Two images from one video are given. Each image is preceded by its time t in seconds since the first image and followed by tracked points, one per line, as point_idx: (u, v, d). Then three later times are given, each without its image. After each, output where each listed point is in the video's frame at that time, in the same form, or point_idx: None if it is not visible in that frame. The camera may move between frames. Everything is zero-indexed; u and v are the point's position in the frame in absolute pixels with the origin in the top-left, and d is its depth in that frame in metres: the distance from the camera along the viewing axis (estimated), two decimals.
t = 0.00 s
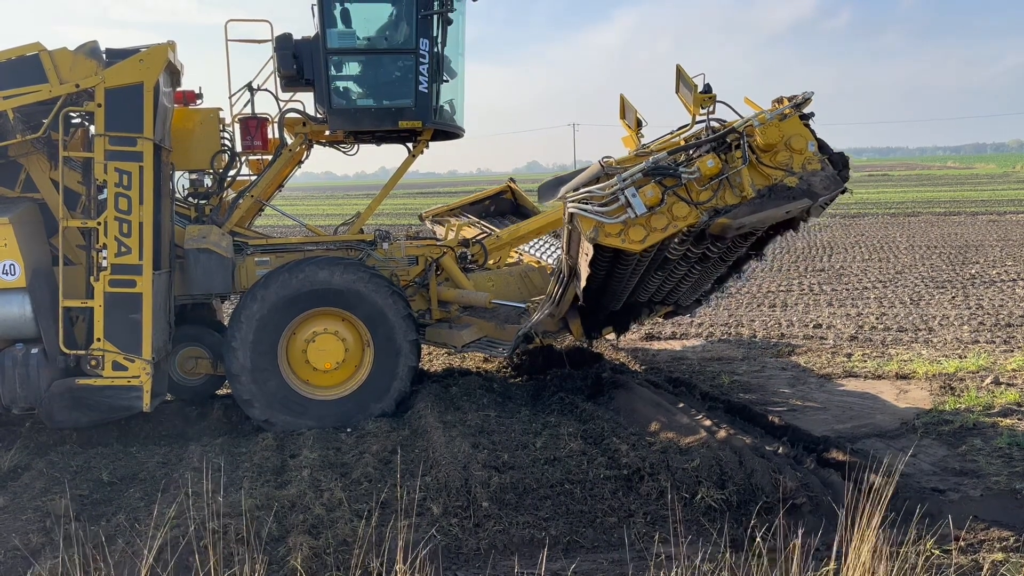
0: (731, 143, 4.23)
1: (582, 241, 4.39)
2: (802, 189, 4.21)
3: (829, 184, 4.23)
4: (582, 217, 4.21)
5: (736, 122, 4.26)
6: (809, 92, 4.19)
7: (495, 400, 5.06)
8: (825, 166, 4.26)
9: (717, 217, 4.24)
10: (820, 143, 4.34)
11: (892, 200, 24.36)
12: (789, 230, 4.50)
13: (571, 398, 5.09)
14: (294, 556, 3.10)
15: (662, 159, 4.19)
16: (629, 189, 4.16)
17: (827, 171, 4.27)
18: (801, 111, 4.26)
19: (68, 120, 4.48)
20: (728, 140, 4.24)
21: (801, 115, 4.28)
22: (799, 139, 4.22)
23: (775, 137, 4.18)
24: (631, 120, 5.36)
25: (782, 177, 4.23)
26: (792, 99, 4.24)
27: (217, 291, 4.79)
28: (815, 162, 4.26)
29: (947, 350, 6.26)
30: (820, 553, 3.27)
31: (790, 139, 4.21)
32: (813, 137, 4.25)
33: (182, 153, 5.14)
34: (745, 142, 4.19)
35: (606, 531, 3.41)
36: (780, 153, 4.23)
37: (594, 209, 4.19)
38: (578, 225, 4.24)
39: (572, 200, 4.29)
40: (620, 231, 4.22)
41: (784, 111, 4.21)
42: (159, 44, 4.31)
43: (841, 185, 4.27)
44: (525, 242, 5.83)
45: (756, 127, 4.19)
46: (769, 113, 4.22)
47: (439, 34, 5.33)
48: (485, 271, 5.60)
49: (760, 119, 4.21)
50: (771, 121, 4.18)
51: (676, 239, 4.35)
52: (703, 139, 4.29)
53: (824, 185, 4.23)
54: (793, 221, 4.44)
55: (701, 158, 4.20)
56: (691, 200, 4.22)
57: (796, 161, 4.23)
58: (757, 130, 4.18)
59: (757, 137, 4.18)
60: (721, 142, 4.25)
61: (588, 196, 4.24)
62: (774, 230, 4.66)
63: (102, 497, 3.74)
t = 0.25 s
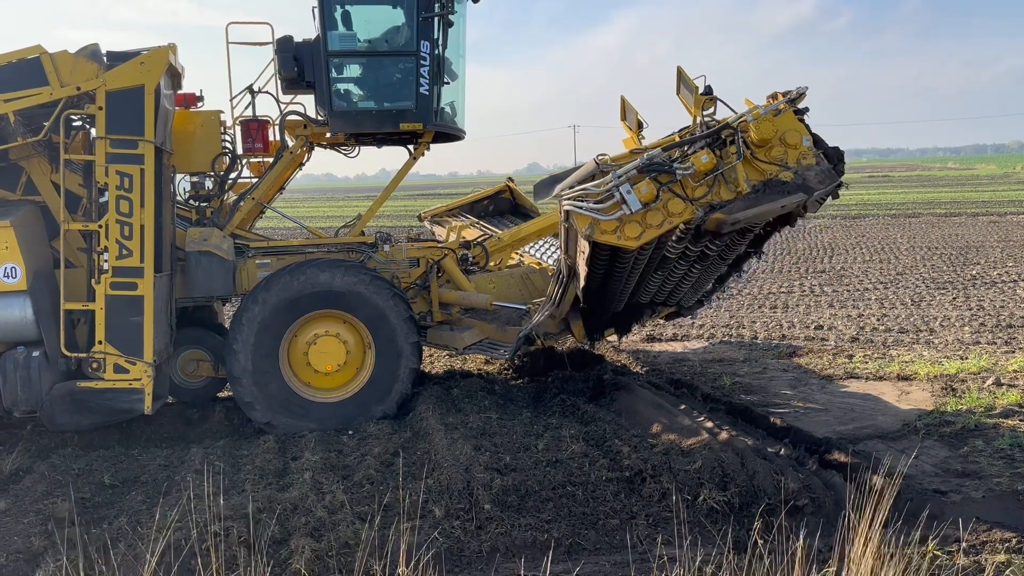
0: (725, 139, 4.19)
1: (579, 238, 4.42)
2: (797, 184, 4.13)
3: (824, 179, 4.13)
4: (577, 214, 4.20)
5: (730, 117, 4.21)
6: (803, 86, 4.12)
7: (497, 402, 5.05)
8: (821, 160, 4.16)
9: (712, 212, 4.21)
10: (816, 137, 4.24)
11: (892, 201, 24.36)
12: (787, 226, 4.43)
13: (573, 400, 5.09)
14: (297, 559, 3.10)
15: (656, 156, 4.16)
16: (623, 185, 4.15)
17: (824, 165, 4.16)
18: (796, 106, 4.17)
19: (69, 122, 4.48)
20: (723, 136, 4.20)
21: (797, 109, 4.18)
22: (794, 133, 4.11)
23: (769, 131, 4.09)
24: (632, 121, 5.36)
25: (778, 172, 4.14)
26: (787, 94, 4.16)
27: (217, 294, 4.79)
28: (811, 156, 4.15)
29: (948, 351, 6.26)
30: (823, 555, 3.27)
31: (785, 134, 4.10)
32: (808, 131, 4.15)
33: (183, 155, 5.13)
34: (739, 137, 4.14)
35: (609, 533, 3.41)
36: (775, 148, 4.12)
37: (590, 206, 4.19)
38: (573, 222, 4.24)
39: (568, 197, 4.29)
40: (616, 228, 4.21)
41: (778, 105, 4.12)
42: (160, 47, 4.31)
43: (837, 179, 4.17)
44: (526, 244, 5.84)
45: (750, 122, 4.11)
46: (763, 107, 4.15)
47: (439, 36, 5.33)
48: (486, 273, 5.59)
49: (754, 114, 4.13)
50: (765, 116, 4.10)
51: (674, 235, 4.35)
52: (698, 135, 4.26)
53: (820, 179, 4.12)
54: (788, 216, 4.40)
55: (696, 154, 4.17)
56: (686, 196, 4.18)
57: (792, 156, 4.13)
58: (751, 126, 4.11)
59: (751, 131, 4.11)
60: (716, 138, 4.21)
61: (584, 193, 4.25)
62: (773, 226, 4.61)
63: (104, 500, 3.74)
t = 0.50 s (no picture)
0: (718, 135, 4.22)
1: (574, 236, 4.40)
2: (789, 178, 4.16)
3: (817, 173, 4.15)
4: (571, 211, 4.18)
5: (722, 113, 4.24)
6: (794, 81, 4.16)
7: (497, 403, 5.06)
8: (813, 154, 4.20)
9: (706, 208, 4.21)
10: (807, 132, 4.29)
11: (892, 202, 24.37)
12: (781, 221, 4.44)
13: (572, 401, 5.09)
14: (296, 561, 3.10)
15: (649, 152, 4.17)
16: (616, 181, 4.13)
17: (816, 160, 4.20)
18: (788, 101, 4.24)
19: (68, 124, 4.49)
20: (715, 131, 4.22)
21: (788, 106, 4.25)
22: (786, 129, 4.19)
23: (761, 126, 4.13)
24: (631, 123, 5.36)
25: (770, 167, 4.19)
26: (778, 90, 4.22)
27: (217, 296, 4.78)
28: (803, 151, 4.20)
29: (948, 351, 6.26)
30: (823, 555, 3.27)
31: (777, 129, 4.17)
32: (801, 126, 4.19)
33: (183, 158, 5.15)
34: (731, 132, 4.17)
35: (608, 534, 3.41)
36: (767, 143, 4.18)
37: (584, 203, 4.16)
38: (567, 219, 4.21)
39: (561, 194, 4.25)
40: (610, 224, 4.19)
41: (769, 100, 4.19)
42: (160, 50, 4.32)
43: (830, 174, 4.19)
44: (525, 245, 5.85)
45: (742, 117, 4.16)
46: (754, 103, 4.20)
47: (439, 38, 5.34)
48: (486, 274, 5.59)
49: (746, 109, 4.18)
50: (756, 111, 4.15)
51: (668, 232, 4.36)
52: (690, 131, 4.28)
53: (813, 173, 4.15)
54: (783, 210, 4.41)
55: (688, 149, 4.18)
56: (680, 192, 4.19)
57: (784, 151, 4.19)
58: (743, 121, 4.15)
59: (742, 126, 4.15)
60: (708, 133, 4.24)
61: (577, 190, 4.21)
62: (768, 222, 4.62)
63: (104, 502, 3.74)
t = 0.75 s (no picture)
0: (709, 130, 4.19)
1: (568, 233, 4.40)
2: (781, 172, 4.12)
3: (809, 166, 4.12)
4: (563, 208, 4.18)
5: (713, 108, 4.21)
6: (786, 75, 4.11)
7: (497, 405, 5.06)
8: (806, 148, 4.15)
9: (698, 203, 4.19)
10: (800, 126, 4.23)
11: (891, 203, 24.38)
12: (776, 216, 4.40)
13: (572, 403, 5.09)
14: (295, 563, 3.10)
15: (640, 148, 4.16)
16: (608, 177, 4.13)
17: (808, 153, 4.15)
18: (780, 95, 4.17)
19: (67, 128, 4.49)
20: (706, 126, 4.19)
21: (781, 99, 4.18)
22: (778, 122, 4.11)
23: (752, 120, 4.07)
24: (630, 125, 5.34)
25: (762, 161, 4.14)
26: (769, 84, 4.16)
27: (217, 299, 4.82)
28: (795, 144, 4.15)
29: (948, 352, 6.25)
30: (822, 556, 3.27)
31: (768, 122, 4.10)
32: (793, 119, 4.14)
33: (182, 160, 5.14)
34: (722, 127, 4.14)
35: (608, 535, 3.41)
36: (758, 136, 4.12)
37: (576, 199, 4.17)
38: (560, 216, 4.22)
39: (554, 191, 4.25)
40: (603, 220, 4.20)
41: (761, 94, 4.12)
42: (159, 53, 4.32)
43: (823, 167, 4.15)
44: (524, 246, 5.85)
45: (732, 111, 4.11)
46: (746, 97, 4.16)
47: (438, 40, 5.34)
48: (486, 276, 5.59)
49: (737, 103, 4.13)
50: (748, 105, 4.08)
51: (663, 228, 4.35)
52: (682, 126, 4.25)
53: (805, 167, 4.11)
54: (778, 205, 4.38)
55: (679, 144, 4.15)
56: (672, 187, 4.18)
57: (775, 144, 4.13)
58: (734, 115, 4.09)
59: (733, 120, 4.10)
60: (699, 128, 4.20)
61: (569, 187, 4.21)
62: (763, 217, 4.59)
63: (104, 505, 3.74)
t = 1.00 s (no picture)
0: (702, 126, 4.16)
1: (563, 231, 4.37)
2: (775, 166, 4.10)
3: (802, 160, 4.10)
4: (557, 205, 4.12)
5: (705, 104, 4.19)
6: (778, 71, 4.09)
7: (497, 407, 5.05)
8: (799, 142, 4.13)
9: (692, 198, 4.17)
10: (792, 120, 4.21)
11: (891, 204, 24.39)
12: (771, 211, 4.44)
13: (573, 404, 5.09)
14: (296, 565, 3.10)
15: (633, 145, 4.14)
16: (602, 174, 4.08)
17: (801, 148, 4.14)
18: (772, 91, 4.15)
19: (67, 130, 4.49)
20: (699, 122, 4.16)
21: (773, 94, 4.17)
22: (770, 117, 4.10)
23: (745, 116, 4.06)
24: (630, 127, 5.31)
25: (755, 156, 4.12)
26: (762, 80, 4.14)
27: (217, 301, 4.84)
28: (789, 139, 4.14)
29: (948, 353, 6.25)
30: (823, 557, 3.26)
31: (761, 118, 4.09)
32: (786, 114, 4.13)
33: (183, 163, 5.14)
34: (715, 123, 4.11)
35: (609, 536, 3.40)
36: (752, 132, 4.10)
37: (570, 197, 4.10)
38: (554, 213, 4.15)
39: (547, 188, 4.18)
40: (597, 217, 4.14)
41: (753, 91, 4.10)
42: (158, 55, 4.32)
43: (816, 161, 4.13)
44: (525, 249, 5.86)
45: (725, 106, 4.09)
46: (738, 93, 4.14)
47: (437, 42, 5.35)
48: (486, 278, 5.59)
49: (730, 99, 4.11)
50: (740, 100, 4.07)
51: (659, 225, 4.35)
52: (675, 122, 4.22)
53: (798, 161, 4.10)
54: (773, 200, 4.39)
55: (672, 140, 4.12)
56: (666, 183, 4.15)
57: (769, 140, 4.12)
58: (727, 110, 4.08)
59: (725, 116, 4.08)
60: (692, 124, 4.18)
61: (563, 184, 4.16)
62: (758, 214, 4.63)
63: (104, 507, 3.74)
